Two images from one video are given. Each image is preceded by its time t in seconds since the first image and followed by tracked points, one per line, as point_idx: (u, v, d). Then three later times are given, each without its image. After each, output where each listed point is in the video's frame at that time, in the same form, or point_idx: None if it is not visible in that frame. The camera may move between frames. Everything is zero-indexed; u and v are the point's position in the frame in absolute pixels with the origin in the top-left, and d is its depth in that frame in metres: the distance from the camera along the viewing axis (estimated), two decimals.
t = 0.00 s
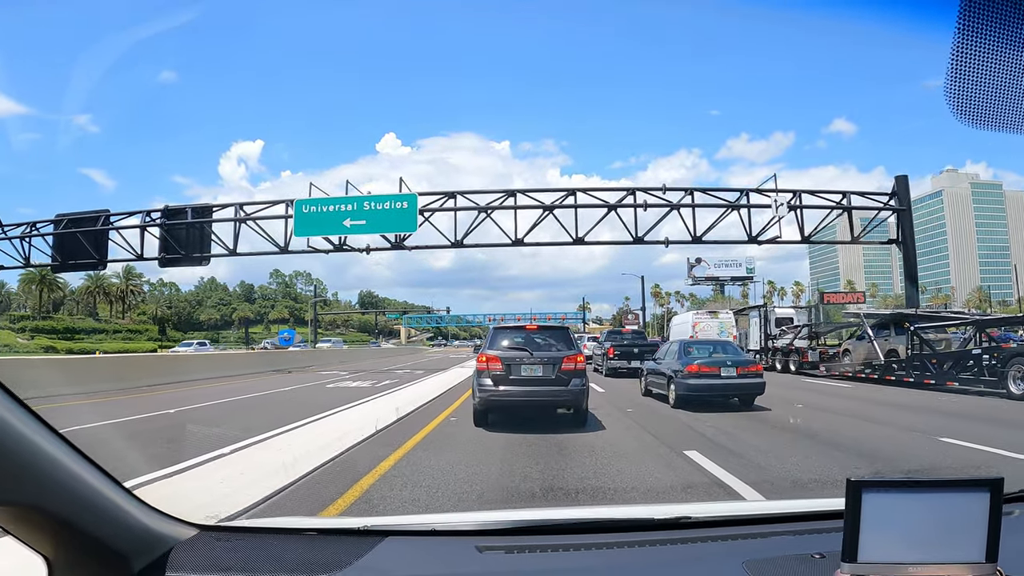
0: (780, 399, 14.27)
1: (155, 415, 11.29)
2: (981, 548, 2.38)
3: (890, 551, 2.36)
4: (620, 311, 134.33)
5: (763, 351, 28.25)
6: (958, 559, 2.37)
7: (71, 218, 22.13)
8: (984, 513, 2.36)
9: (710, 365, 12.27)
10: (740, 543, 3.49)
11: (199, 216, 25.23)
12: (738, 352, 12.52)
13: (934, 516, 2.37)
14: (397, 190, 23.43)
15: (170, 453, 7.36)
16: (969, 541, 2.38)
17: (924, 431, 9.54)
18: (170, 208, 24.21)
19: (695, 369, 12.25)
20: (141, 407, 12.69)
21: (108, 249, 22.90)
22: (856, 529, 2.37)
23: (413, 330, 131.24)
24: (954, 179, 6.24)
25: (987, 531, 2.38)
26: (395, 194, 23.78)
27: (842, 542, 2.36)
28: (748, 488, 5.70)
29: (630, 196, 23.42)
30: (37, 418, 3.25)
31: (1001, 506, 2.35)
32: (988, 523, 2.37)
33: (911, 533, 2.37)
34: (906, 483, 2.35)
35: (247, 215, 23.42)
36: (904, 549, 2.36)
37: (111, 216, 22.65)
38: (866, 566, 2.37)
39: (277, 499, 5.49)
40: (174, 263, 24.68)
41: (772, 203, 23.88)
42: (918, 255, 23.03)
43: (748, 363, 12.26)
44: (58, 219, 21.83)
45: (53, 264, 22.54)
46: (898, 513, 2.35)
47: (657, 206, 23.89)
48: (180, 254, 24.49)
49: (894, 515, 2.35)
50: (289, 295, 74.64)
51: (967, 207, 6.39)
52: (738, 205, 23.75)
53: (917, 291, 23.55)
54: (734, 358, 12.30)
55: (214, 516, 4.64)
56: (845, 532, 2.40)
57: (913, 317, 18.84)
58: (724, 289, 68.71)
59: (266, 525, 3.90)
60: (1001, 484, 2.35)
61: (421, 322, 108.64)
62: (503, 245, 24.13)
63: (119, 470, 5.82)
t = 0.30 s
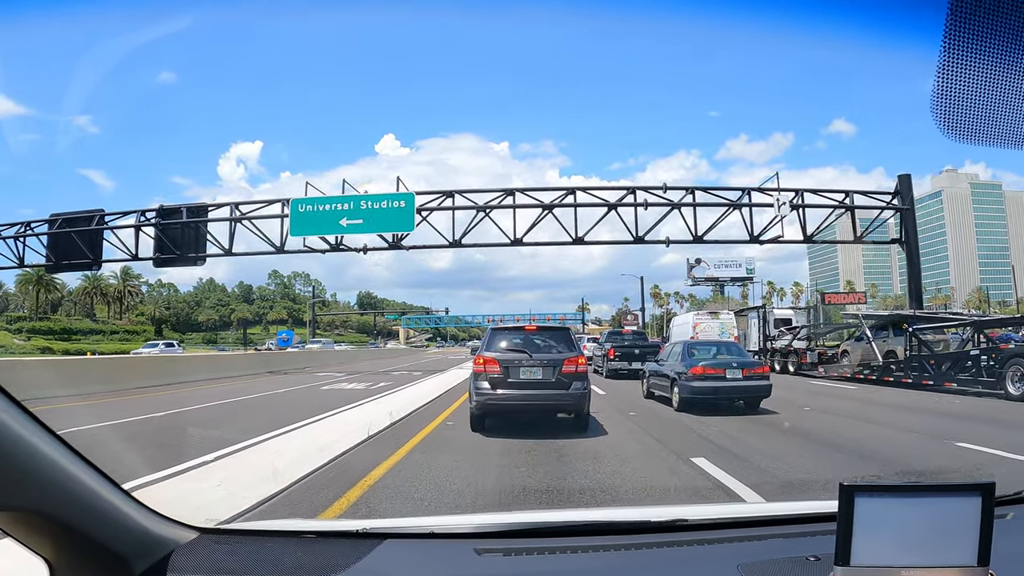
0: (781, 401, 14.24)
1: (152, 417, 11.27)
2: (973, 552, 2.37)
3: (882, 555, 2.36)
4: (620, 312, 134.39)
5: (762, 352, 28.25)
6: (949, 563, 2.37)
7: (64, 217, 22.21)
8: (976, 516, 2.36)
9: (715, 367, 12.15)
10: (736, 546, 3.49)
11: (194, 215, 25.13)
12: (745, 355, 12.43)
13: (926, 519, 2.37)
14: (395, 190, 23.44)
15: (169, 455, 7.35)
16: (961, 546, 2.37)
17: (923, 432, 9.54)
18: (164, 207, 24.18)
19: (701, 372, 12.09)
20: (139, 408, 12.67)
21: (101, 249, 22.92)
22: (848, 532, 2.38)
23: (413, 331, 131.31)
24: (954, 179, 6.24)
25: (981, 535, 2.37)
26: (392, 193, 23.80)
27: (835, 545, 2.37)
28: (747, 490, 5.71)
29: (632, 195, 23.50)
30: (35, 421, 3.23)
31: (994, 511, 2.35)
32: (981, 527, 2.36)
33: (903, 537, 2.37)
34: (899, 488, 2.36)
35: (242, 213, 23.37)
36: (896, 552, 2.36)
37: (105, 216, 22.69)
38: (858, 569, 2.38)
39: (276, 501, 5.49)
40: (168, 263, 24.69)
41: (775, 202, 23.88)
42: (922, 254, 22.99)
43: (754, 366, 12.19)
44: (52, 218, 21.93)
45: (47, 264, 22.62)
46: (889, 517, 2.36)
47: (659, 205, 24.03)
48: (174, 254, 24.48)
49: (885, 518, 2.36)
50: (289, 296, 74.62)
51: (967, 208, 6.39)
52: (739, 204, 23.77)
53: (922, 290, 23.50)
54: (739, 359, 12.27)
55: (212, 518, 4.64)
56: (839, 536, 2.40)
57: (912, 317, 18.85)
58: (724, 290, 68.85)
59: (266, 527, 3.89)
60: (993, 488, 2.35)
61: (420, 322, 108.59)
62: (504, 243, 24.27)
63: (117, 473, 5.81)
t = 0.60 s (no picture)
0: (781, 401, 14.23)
1: (149, 417, 11.21)
2: (973, 550, 2.38)
3: (883, 553, 2.36)
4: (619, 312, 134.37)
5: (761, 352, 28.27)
6: (949, 561, 2.37)
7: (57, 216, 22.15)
8: (976, 514, 2.36)
9: (720, 368, 12.10)
10: (737, 545, 3.49)
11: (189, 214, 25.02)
12: (751, 356, 12.39)
13: (926, 518, 2.37)
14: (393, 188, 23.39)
15: (167, 455, 7.31)
16: (962, 544, 2.37)
17: (922, 431, 9.53)
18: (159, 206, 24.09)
19: (704, 372, 12.04)
20: (135, 409, 12.61)
21: (95, 249, 22.84)
22: (849, 531, 2.38)
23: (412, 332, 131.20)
24: (953, 178, 6.24)
25: (979, 532, 2.38)
26: (388, 191, 23.75)
27: (836, 543, 2.36)
28: (747, 489, 5.71)
29: (631, 194, 23.47)
30: (37, 420, 3.19)
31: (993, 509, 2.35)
32: (981, 525, 2.36)
33: (904, 535, 2.37)
34: (899, 486, 2.36)
35: (238, 211, 23.29)
36: (896, 550, 2.36)
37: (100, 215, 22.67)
38: (858, 568, 2.38)
39: (277, 501, 5.48)
40: (162, 263, 24.61)
41: (775, 200, 23.82)
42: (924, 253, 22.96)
43: (761, 367, 12.13)
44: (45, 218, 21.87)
45: (41, 263, 22.56)
46: (889, 515, 2.36)
47: (659, 204, 23.99)
48: (169, 253, 24.39)
49: (886, 516, 2.36)
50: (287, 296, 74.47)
51: (966, 208, 6.40)
52: (739, 202, 23.75)
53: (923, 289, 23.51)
54: (744, 360, 12.24)
55: (213, 518, 4.63)
56: (839, 535, 2.40)
57: (911, 317, 18.85)
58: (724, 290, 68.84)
59: (266, 527, 3.88)
60: (993, 486, 2.34)
61: (419, 322, 108.47)
62: (503, 242, 24.22)
63: (116, 473, 5.78)
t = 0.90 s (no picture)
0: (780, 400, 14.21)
1: (144, 419, 11.17)
2: (965, 551, 2.38)
3: (873, 554, 2.37)
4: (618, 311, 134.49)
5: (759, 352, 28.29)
6: (939, 561, 2.37)
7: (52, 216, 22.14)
8: (968, 516, 2.37)
9: (725, 368, 12.08)
10: (732, 545, 3.48)
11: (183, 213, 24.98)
12: (757, 356, 12.34)
13: (918, 518, 2.37)
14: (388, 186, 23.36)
15: (162, 457, 7.29)
16: (953, 544, 2.38)
17: (920, 431, 9.54)
18: (153, 204, 24.05)
19: (709, 372, 12.02)
20: (129, 411, 12.55)
21: (90, 249, 22.79)
22: (841, 531, 2.37)
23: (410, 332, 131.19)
24: (951, 176, 6.25)
25: (972, 533, 2.38)
26: (384, 188, 23.73)
27: (827, 544, 2.36)
28: (743, 488, 5.72)
29: (631, 191, 23.45)
30: (29, 422, 3.20)
31: (985, 510, 2.35)
32: (972, 525, 2.37)
33: (894, 536, 2.37)
34: (891, 487, 2.35)
35: (234, 210, 23.23)
36: (888, 550, 2.36)
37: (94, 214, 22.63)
38: (850, 568, 2.37)
39: (273, 502, 5.48)
40: (157, 261, 24.63)
41: (776, 197, 23.79)
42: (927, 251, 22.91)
43: (766, 368, 12.08)
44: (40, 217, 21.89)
45: (35, 263, 22.51)
46: (879, 516, 2.36)
47: (658, 201, 23.96)
48: (164, 252, 24.37)
49: (877, 516, 2.36)
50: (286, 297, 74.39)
51: (965, 207, 6.41)
52: (739, 199, 23.75)
53: (925, 288, 23.46)
54: (749, 360, 12.21)
55: (207, 519, 4.62)
56: (831, 535, 2.40)
57: (908, 315, 18.86)
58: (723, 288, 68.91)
59: (260, 527, 3.88)
60: (985, 487, 2.34)
61: (418, 322, 108.45)
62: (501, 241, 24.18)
63: (110, 474, 5.78)
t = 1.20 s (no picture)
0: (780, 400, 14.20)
1: (138, 421, 11.12)
2: (961, 552, 2.38)
3: (868, 555, 2.37)
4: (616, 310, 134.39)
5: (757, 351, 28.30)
6: (935, 562, 2.38)
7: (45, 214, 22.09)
8: (964, 516, 2.37)
9: (728, 368, 12.07)
10: (726, 546, 3.49)
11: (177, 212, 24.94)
12: (761, 356, 12.32)
13: (914, 519, 2.37)
14: (385, 184, 23.32)
15: (154, 459, 7.26)
16: (949, 545, 2.38)
17: (918, 431, 9.54)
18: (147, 203, 24.02)
19: (712, 373, 12.01)
20: (123, 412, 12.51)
21: (84, 249, 22.75)
22: (834, 532, 2.38)
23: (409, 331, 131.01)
24: (950, 176, 6.15)
25: (967, 535, 2.38)
26: (381, 187, 23.69)
27: (821, 544, 2.36)
28: (740, 489, 5.73)
29: (630, 190, 23.40)
30: (14, 422, 3.20)
31: (983, 510, 2.35)
32: (968, 526, 2.37)
33: (890, 537, 2.38)
34: (886, 488, 2.35)
35: (230, 210, 23.16)
36: (882, 551, 2.37)
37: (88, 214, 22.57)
38: (844, 569, 2.38)
39: (264, 504, 5.47)
40: (152, 261, 24.58)
41: (776, 195, 23.75)
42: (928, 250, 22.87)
43: (770, 367, 12.06)
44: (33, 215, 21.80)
45: (30, 263, 22.47)
46: (874, 517, 2.36)
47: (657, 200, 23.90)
48: (158, 252, 24.33)
49: (871, 518, 2.36)
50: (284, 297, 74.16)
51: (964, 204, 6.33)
52: (738, 197, 23.73)
53: (926, 287, 23.44)
54: (754, 360, 12.20)
55: (197, 520, 4.62)
56: (824, 536, 2.41)
57: (905, 313, 18.86)
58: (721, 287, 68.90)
59: (248, 528, 3.88)
60: (982, 487, 2.35)
61: (417, 322, 108.33)
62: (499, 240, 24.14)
63: (101, 477, 5.77)
